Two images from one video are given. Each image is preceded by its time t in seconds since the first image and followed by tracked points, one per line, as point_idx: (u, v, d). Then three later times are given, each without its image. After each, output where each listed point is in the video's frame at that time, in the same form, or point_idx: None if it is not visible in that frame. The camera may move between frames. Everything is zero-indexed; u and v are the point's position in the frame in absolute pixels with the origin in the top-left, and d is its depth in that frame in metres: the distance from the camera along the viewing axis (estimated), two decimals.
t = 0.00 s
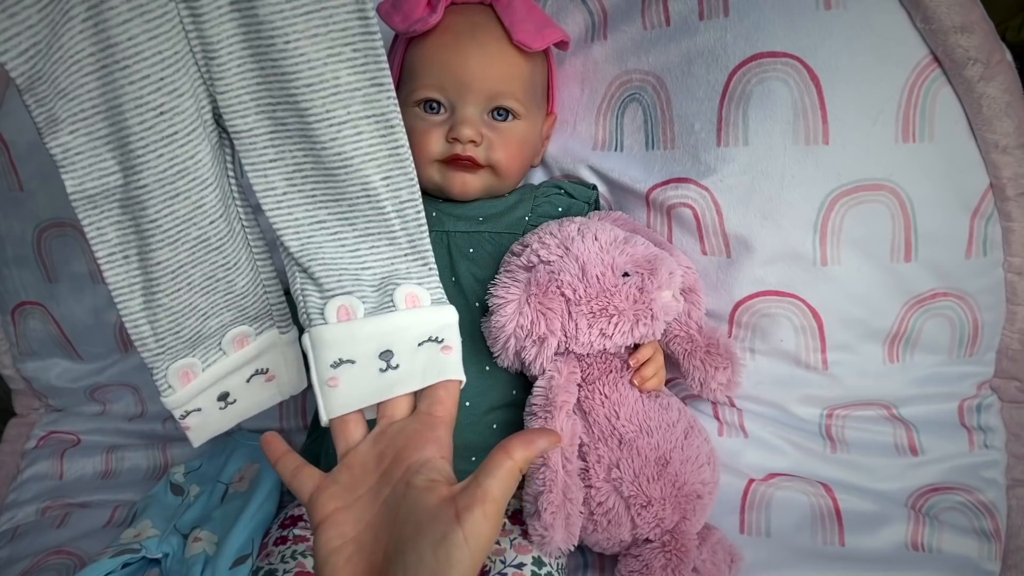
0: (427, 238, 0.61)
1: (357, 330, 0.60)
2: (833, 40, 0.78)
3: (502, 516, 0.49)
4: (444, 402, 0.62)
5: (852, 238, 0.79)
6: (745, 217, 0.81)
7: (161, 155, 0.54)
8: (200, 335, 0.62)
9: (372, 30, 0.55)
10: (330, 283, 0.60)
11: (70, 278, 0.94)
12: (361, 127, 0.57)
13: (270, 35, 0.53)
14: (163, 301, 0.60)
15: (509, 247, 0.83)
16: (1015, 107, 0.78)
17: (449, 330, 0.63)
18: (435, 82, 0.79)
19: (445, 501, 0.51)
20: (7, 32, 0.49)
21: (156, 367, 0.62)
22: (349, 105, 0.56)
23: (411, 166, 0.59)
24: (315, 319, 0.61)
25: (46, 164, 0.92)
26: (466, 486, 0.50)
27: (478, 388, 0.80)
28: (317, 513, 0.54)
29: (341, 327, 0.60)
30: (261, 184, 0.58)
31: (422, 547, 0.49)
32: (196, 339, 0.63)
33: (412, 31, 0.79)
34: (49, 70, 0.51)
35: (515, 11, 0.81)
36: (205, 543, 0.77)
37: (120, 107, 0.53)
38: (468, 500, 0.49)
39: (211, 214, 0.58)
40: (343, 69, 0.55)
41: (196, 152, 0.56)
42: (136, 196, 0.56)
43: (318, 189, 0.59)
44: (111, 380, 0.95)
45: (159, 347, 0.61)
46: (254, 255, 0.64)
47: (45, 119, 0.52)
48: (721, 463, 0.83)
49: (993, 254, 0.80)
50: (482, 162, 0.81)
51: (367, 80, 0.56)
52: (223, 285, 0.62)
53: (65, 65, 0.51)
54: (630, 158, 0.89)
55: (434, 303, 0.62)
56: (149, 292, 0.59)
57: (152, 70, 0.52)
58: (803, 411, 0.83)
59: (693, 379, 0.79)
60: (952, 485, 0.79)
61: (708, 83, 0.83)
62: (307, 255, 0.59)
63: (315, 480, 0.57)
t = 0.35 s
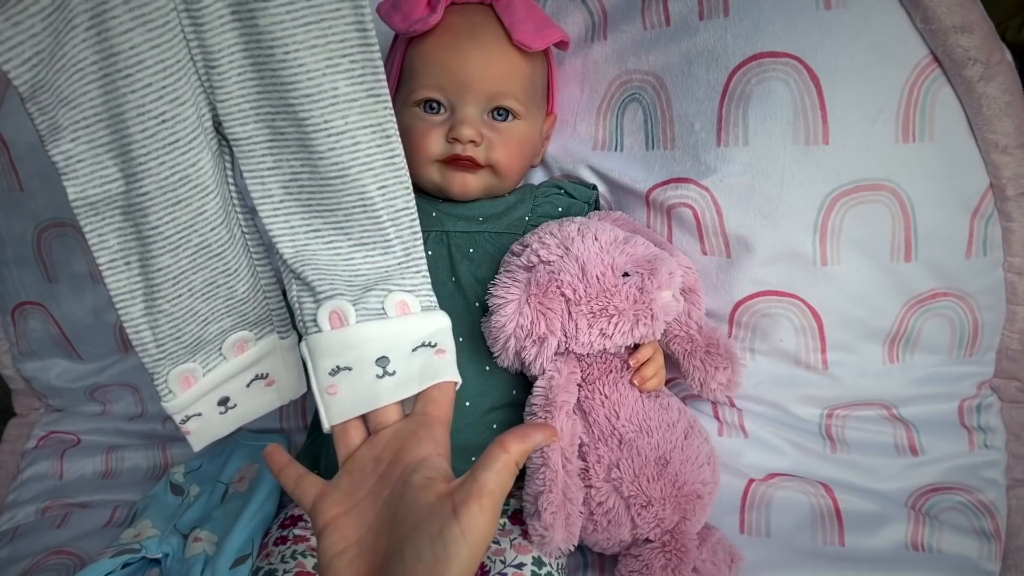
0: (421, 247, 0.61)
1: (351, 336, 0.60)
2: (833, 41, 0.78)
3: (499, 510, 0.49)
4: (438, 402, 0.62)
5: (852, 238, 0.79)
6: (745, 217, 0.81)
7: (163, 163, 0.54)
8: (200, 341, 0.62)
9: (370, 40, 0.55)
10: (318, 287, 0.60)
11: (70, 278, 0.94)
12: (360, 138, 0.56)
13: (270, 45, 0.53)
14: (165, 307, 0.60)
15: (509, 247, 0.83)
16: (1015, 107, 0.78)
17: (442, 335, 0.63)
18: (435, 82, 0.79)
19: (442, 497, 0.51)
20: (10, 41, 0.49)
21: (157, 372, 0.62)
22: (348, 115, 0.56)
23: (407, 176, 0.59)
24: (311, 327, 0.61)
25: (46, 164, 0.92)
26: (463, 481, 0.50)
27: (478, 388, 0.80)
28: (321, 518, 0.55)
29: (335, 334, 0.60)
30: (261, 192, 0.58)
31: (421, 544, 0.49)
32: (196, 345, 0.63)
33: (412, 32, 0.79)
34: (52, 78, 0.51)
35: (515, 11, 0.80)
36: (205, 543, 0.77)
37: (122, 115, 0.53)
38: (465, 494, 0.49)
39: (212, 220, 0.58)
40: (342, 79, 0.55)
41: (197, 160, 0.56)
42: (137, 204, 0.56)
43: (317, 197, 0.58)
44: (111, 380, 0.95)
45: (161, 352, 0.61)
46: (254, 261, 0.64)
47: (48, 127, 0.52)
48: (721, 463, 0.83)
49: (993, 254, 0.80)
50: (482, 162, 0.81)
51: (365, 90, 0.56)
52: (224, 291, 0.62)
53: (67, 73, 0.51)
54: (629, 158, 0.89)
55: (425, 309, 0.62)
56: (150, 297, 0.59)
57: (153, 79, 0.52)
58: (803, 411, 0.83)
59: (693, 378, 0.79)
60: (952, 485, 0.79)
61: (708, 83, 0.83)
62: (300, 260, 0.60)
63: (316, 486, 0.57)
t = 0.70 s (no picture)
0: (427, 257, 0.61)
1: (371, 333, 0.60)
2: (833, 41, 0.78)
3: (514, 522, 0.49)
4: (452, 411, 0.62)
5: (852, 238, 0.79)
6: (745, 217, 0.81)
7: (157, 169, 0.55)
8: (191, 348, 0.62)
9: (371, 50, 0.55)
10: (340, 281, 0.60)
11: (70, 278, 0.94)
12: (362, 147, 0.57)
13: (272, 52, 0.53)
14: (155, 313, 0.60)
15: (509, 248, 0.83)
16: (1015, 107, 0.78)
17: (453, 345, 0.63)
18: (435, 82, 0.79)
19: (459, 507, 0.51)
20: (8, 43, 0.49)
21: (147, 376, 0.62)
22: (349, 125, 0.56)
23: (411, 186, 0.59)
24: (327, 320, 0.60)
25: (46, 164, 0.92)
26: (481, 491, 0.50)
27: (478, 388, 0.80)
28: (324, 517, 0.54)
29: (354, 330, 0.60)
30: (268, 200, 0.59)
31: (435, 550, 0.49)
32: (188, 352, 0.63)
33: (412, 31, 0.79)
34: (48, 81, 0.51)
35: (515, 11, 0.81)
36: (205, 543, 0.77)
37: (118, 119, 0.53)
38: (483, 505, 0.49)
39: (206, 228, 0.58)
40: (343, 89, 0.55)
41: (193, 167, 0.56)
42: (131, 208, 0.56)
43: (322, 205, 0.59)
44: (111, 380, 0.95)
45: (150, 357, 0.61)
46: (251, 267, 0.64)
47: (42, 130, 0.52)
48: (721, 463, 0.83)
49: (993, 254, 0.80)
50: (482, 162, 0.81)
51: (367, 101, 0.56)
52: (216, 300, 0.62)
53: (64, 76, 0.51)
54: (629, 158, 0.89)
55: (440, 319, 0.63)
56: (141, 302, 0.60)
57: (151, 84, 0.52)
58: (803, 411, 0.83)
59: (693, 378, 0.79)
60: (952, 485, 0.79)
61: (708, 83, 0.83)
62: (317, 258, 0.60)
63: (322, 483, 0.56)
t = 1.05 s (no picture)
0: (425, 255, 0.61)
1: (368, 334, 0.60)
2: (833, 40, 0.78)
3: (512, 519, 0.49)
4: (450, 410, 0.62)
5: (852, 238, 0.79)
6: (745, 217, 0.81)
7: (159, 165, 0.55)
8: (195, 343, 0.62)
9: (372, 48, 0.55)
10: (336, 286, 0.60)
11: (70, 278, 0.94)
12: (362, 145, 0.57)
13: (272, 50, 0.53)
14: (160, 309, 0.60)
15: (509, 248, 0.83)
16: (1015, 107, 0.78)
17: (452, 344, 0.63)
18: (435, 82, 0.79)
19: (456, 504, 0.51)
20: (11, 40, 0.49)
21: (151, 372, 0.62)
22: (349, 122, 0.56)
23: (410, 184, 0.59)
24: (325, 323, 0.60)
25: (46, 164, 0.92)
26: (477, 488, 0.50)
27: (478, 388, 0.80)
28: (324, 518, 0.55)
29: (352, 333, 0.60)
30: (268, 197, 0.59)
31: (434, 548, 0.49)
32: (191, 347, 0.63)
33: (412, 31, 0.79)
34: (51, 79, 0.51)
35: (515, 11, 0.81)
36: (205, 543, 0.77)
37: (120, 116, 0.53)
38: (480, 502, 0.49)
39: (209, 225, 0.58)
40: (344, 87, 0.55)
41: (195, 164, 0.56)
42: (134, 205, 0.56)
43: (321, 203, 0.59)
44: (111, 380, 0.95)
45: (154, 352, 0.61)
46: (253, 264, 0.64)
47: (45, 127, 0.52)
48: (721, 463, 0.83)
49: (993, 254, 0.80)
50: (482, 162, 0.81)
51: (367, 98, 0.56)
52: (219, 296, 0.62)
53: (67, 73, 0.51)
54: (630, 158, 0.89)
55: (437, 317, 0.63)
56: (145, 298, 0.60)
57: (152, 82, 0.52)
58: (803, 411, 0.83)
59: (693, 379, 0.79)
60: (952, 485, 0.79)
61: (708, 83, 0.83)
62: (315, 259, 0.60)
63: (321, 485, 0.56)
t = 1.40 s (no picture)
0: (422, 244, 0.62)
1: (364, 336, 0.60)
2: (833, 40, 0.78)
3: (510, 521, 0.49)
4: (449, 407, 0.62)
5: (852, 238, 0.79)
6: (745, 217, 0.81)
7: (159, 163, 0.55)
8: (196, 342, 0.62)
9: (366, 42, 0.55)
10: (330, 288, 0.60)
11: (70, 278, 0.94)
12: (359, 139, 0.57)
13: (269, 46, 0.53)
14: (161, 308, 0.60)
15: (509, 248, 0.83)
16: (1015, 107, 0.78)
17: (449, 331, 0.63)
18: (434, 82, 0.79)
19: (454, 504, 0.51)
20: (9, 38, 0.49)
21: (153, 371, 0.62)
22: (346, 117, 0.56)
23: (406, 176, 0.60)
24: (319, 328, 0.60)
25: (46, 164, 0.92)
26: (475, 488, 0.50)
27: (478, 388, 0.80)
28: (322, 519, 0.55)
29: (346, 336, 0.60)
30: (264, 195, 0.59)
31: (432, 549, 0.49)
32: (192, 345, 0.63)
33: (412, 31, 0.79)
34: (49, 78, 0.51)
35: (516, 11, 0.81)
36: (205, 543, 0.77)
37: (119, 114, 0.53)
38: (478, 502, 0.49)
39: (209, 221, 0.58)
40: (340, 81, 0.55)
41: (194, 161, 0.56)
42: (134, 203, 0.56)
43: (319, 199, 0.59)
44: (112, 380, 0.95)
45: (156, 352, 0.61)
46: (252, 262, 0.64)
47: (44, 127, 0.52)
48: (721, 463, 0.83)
49: (993, 254, 0.80)
50: (482, 162, 0.81)
51: (362, 92, 0.57)
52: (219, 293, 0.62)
53: (66, 71, 0.51)
54: (630, 158, 0.89)
55: (434, 304, 0.63)
56: (146, 297, 0.60)
57: (151, 79, 0.52)
58: (803, 411, 0.83)
59: (693, 378, 0.78)
60: (952, 485, 0.79)
61: (708, 83, 0.83)
62: (307, 262, 0.60)
63: (321, 487, 0.56)
